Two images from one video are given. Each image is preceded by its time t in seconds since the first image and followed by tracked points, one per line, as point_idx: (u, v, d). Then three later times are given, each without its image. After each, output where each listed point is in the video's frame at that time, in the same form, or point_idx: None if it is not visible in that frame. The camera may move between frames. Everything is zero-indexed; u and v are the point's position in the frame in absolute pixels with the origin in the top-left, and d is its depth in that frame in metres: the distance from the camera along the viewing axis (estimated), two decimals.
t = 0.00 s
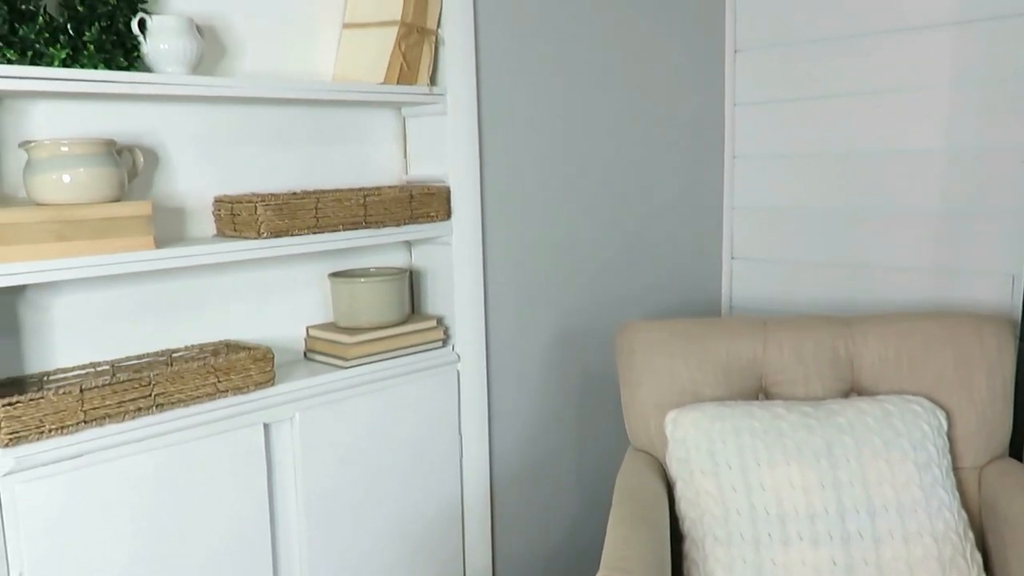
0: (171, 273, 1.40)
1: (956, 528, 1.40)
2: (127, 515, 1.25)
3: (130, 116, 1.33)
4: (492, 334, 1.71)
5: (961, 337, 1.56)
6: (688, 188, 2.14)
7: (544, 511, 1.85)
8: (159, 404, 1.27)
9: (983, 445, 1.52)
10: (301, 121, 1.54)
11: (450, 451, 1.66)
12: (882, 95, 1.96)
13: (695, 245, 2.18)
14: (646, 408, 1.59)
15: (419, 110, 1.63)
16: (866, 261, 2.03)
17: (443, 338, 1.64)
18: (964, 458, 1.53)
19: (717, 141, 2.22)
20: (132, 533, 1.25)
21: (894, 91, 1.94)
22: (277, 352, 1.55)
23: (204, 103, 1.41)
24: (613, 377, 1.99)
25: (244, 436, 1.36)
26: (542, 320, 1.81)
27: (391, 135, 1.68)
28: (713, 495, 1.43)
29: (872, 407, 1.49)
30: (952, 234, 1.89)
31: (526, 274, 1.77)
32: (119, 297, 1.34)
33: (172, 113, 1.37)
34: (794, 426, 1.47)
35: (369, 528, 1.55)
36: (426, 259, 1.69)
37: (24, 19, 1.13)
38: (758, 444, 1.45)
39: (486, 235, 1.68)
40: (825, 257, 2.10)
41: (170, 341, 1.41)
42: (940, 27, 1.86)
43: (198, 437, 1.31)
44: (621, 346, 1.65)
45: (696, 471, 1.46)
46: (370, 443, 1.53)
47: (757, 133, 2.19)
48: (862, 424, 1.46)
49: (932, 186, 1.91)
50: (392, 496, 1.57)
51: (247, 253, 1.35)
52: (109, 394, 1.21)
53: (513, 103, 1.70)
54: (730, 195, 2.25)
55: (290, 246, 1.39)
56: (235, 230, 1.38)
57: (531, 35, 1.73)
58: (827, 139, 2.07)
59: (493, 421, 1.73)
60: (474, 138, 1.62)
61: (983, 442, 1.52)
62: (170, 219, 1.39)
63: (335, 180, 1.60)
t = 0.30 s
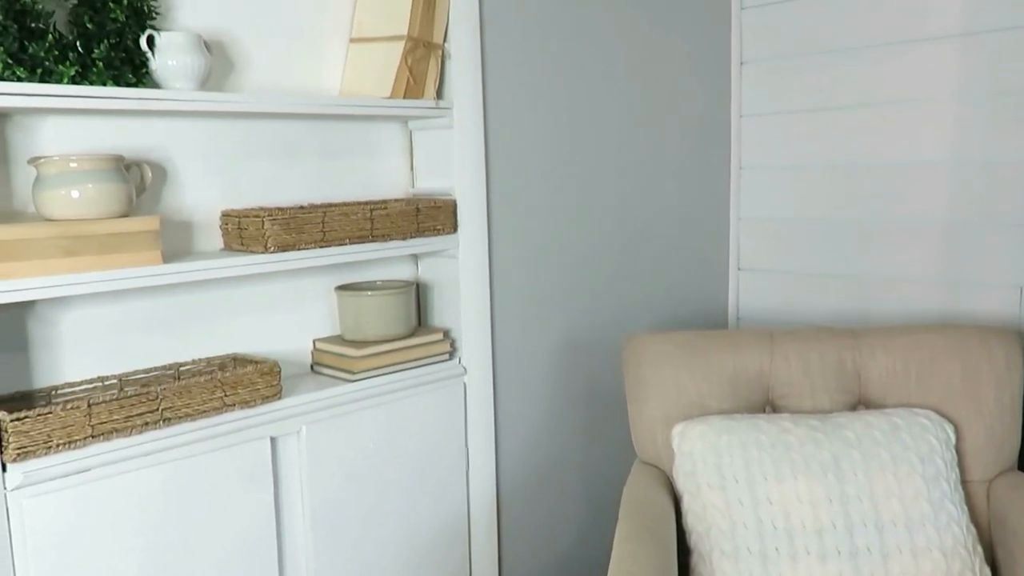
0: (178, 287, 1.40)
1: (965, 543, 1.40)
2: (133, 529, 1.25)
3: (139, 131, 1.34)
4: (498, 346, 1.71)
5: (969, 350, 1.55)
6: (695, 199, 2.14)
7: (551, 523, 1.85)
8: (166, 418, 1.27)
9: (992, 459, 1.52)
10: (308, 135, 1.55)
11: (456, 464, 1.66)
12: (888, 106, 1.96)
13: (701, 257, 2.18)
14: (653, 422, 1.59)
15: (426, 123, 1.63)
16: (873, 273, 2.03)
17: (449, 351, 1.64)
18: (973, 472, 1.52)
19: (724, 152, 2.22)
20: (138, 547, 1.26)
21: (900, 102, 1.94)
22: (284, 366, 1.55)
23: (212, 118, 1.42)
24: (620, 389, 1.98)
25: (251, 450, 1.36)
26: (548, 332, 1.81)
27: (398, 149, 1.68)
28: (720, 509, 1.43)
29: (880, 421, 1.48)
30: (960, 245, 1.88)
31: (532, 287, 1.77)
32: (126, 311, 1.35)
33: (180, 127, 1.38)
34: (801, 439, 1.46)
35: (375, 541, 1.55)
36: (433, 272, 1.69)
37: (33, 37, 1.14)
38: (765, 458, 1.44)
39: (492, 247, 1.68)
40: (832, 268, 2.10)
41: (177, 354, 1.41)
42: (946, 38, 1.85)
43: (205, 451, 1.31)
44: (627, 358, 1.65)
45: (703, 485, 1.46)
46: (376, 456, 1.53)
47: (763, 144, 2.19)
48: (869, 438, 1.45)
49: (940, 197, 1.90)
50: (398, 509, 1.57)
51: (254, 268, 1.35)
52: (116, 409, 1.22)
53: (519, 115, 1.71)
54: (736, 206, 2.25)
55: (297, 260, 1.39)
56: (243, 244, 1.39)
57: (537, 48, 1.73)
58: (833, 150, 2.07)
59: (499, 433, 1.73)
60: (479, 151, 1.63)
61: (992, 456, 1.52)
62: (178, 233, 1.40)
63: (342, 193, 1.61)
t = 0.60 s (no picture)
0: (186, 299, 1.41)
1: (974, 555, 1.39)
2: (141, 541, 1.25)
3: (147, 145, 1.34)
4: (504, 356, 1.72)
5: (976, 360, 1.54)
6: (700, 208, 2.14)
7: (558, 534, 1.85)
8: (174, 430, 1.28)
9: (1000, 469, 1.51)
10: (315, 147, 1.55)
11: (463, 475, 1.66)
12: (893, 115, 1.96)
13: (707, 266, 2.18)
14: (659, 432, 1.59)
15: (432, 135, 1.64)
16: (879, 282, 2.03)
17: (455, 362, 1.65)
18: (981, 482, 1.51)
19: (730, 161, 2.23)
20: (145, 559, 1.26)
21: (906, 111, 1.94)
22: (291, 377, 1.55)
23: (219, 131, 1.42)
24: (626, 398, 1.98)
25: (258, 462, 1.37)
26: (554, 342, 1.81)
27: (404, 160, 1.69)
28: (727, 520, 1.42)
29: (887, 431, 1.48)
30: (967, 253, 1.88)
31: (538, 297, 1.77)
32: (135, 324, 1.36)
33: (188, 141, 1.39)
34: (808, 450, 1.46)
35: (382, 552, 1.55)
36: (439, 282, 1.69)
37: (43, 53, 1.15)
38: (772, 469, 1.44)
39: (498, 258, 1.69)
40: (838, 277, 2.10)
41: (185, 366, 1.42)
42: (951, 47, 1.85)
43: (212, 463, 1.31)
44: (633, 369, 1.65)
45: (710, 496, 1.45)
46: (383, 467, 1.53)
47: (769, 153, 2.19)
48: (876, 449, 1.45)
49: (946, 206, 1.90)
50: (404, 520, 1.57)
51: (262, 280, 1.36)
52: (124, 421, 1.23)
53: (525, 125, 1.71)
54: (742, 216, 2.26)
55: (304, 272, 1.40)
56: (250, 256, 1.40)
57: (543, 59, 1.74)
58: (839, 159, 2.07)
59: (506, 444, 1.73)
60: (485, 163, 1.63)
61: (1000, 467, 1.51)
62: (186, 245, 1.41)
63: (349, 205, 1.62)
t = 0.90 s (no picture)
0: (196, 313, 1.42)
1: (985, 569, 1.38)
2: (151, 554, 1.26)
3: (158, 160, 1.35)
4: (513, 368, 1.72)
5: (985, 372, 1.54)
6: (708, 219, 2.14)
7: (566, 546, 1.84)
8: (184, 444, 1.28)
9: (1011, 482, 1.50)
10: (325, 161, 1.56)
11: (471, 487, 1.66)
12: (901, 127, 1.96)
13: (715, 277, 2.18)
14: (668, 445, 1.59)
15: (440, 148, 1.65)
16: (888, 293, 2.02)
17: (464, 374, 1.65)
18: (991, 496, 1.50)
19: (738, 173, 2.23)
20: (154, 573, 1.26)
21: (913, 123, 1.94)
22: (300, 390, 1.56)
23: (229, 146, 1.43)
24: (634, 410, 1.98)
25: (267, 475, 1.37)
26: (562, 354, 1.81)
27: (412, 173, 1.70)
28: (736, 534, 1.42)
29: (897, 444, 1.47)
30: (976, 265, 1.87)
31: (546, 309, 1.77)
32: (145, 338, 1.36)
33: (198, 156, 1.40)
34: (818, 463, 1.45)
35: (390, 565, 1.54)
36: (447, 295, 1.70)
37: (56, 70, 1.16)
38: (781, 482, 1.44)
39: (506, 271, 1.69)
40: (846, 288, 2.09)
41: (195, 380, 1.42)
42: (958, 59, 1.85)
43: (222, 476, 1.32)
44: (641, 381, 1.65)
45: (719, 510, 1.45)
46: (391, 480, 1.54)
47: (777, 164, 2.20)
48: (886, 462, 1.44)
49: (954, 217, 1.90)
50: (413, 533, 1.57)
51: (271, 294, 1.37)
52: (135, 435, 1.23)
53: (532, 138, 1.72)
54: (750, 227, 2.26)
55: (313, 285, 1.41)
56: (259, 270, 1.40)
57: (551, 72, 1.74)
58: (847, 170, 2.07)
59: (514, 456, 1.73)
60: (493, 176, 1.64)
61: (1011, 480, 1.50)
62: (196, 260, 1.41)
63: (358, 218, 1.62)
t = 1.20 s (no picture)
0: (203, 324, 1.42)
1: None
2: (157, 565, 1.26)
3: (166, 172, 1.36)
4: (518, 379, 1.72)
5: (992, 383, 1.53)
6: (713, 228, 2.15)
7: (571, 556, 1.84)
8: (191, 455, 1.29)
9: (1018, 493, 1.49)
10: (331, 172, 1.57)
11: (476, 497, 1.66)
12: (906, 136, 1.96)
13: (720, 287, 2.18)
14: (673, 456, 1.58)
15: (445, 159, 1.65)
16: (893, 303, 2.02)
17: (469, 385, 1.65)
18: (998, 507, 1.50)
19: (743, 182, 2.23)
20: None
21: (918, 132, 1.94)
22: (306, 401, 1.56)
23: (236, 157, 1.44)
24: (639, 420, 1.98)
25: (273, 486, 1.37)
26: (567, 364, 1.81)
27: (418, 184, 1.70)
28: (742, 544, 1.42)
29: (903, 455, 1.47)
30: (982, 274, 1.87)
31: (551, 319, 1.78)
32: (153, 349, 1.37)
33: (205, 168, 1.41)
34: (824, 474, 1.45)
35: None
36: (453, 306, 1.70)
37: (65, 84, 1.16)
38: (787, 493, 1.43)
39: (511, 281, 1.70)
40: (852, 297, 2.09)
41: (202, 391, 1.43)
42: (962, 69, 1.85)
43: (228, 487, 1.32)
44: (647, 391, 1.65)
45: (725, 520, 1.45)
46: (397, 491, 1.54)
47: (782, 174, 2.20)
48: (892, 474, 1.44)
49: (960, 227, 1.90)
50: (418, 543, 1.57)
51: (278, 305, 1.37)
52: (142, 446, 1.23)
53: (537, 149, 1.72)
54: (755, 236, 2.26)
55: (319, 296, 1.41)
56: (266, 281, 1.41)
57: (556, 82, 1.75)
58: (852, 180, 2.07)
59: (519, 466, 1.73)
60: (498, 186, 1.64)
61: (1018, 491, 1.49)
62: (203, 271, 1.42)
63: (364, 229, 1.63)
